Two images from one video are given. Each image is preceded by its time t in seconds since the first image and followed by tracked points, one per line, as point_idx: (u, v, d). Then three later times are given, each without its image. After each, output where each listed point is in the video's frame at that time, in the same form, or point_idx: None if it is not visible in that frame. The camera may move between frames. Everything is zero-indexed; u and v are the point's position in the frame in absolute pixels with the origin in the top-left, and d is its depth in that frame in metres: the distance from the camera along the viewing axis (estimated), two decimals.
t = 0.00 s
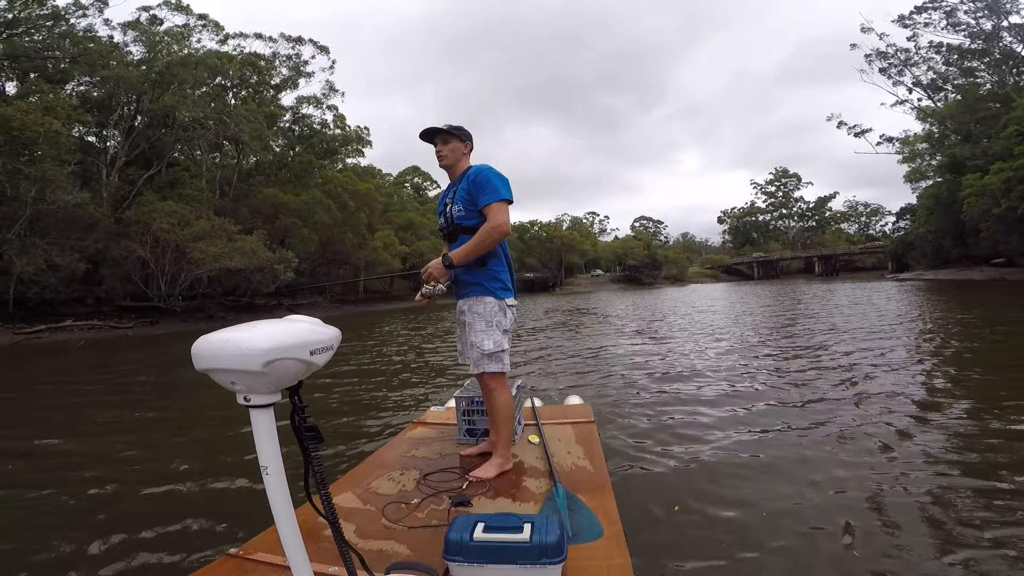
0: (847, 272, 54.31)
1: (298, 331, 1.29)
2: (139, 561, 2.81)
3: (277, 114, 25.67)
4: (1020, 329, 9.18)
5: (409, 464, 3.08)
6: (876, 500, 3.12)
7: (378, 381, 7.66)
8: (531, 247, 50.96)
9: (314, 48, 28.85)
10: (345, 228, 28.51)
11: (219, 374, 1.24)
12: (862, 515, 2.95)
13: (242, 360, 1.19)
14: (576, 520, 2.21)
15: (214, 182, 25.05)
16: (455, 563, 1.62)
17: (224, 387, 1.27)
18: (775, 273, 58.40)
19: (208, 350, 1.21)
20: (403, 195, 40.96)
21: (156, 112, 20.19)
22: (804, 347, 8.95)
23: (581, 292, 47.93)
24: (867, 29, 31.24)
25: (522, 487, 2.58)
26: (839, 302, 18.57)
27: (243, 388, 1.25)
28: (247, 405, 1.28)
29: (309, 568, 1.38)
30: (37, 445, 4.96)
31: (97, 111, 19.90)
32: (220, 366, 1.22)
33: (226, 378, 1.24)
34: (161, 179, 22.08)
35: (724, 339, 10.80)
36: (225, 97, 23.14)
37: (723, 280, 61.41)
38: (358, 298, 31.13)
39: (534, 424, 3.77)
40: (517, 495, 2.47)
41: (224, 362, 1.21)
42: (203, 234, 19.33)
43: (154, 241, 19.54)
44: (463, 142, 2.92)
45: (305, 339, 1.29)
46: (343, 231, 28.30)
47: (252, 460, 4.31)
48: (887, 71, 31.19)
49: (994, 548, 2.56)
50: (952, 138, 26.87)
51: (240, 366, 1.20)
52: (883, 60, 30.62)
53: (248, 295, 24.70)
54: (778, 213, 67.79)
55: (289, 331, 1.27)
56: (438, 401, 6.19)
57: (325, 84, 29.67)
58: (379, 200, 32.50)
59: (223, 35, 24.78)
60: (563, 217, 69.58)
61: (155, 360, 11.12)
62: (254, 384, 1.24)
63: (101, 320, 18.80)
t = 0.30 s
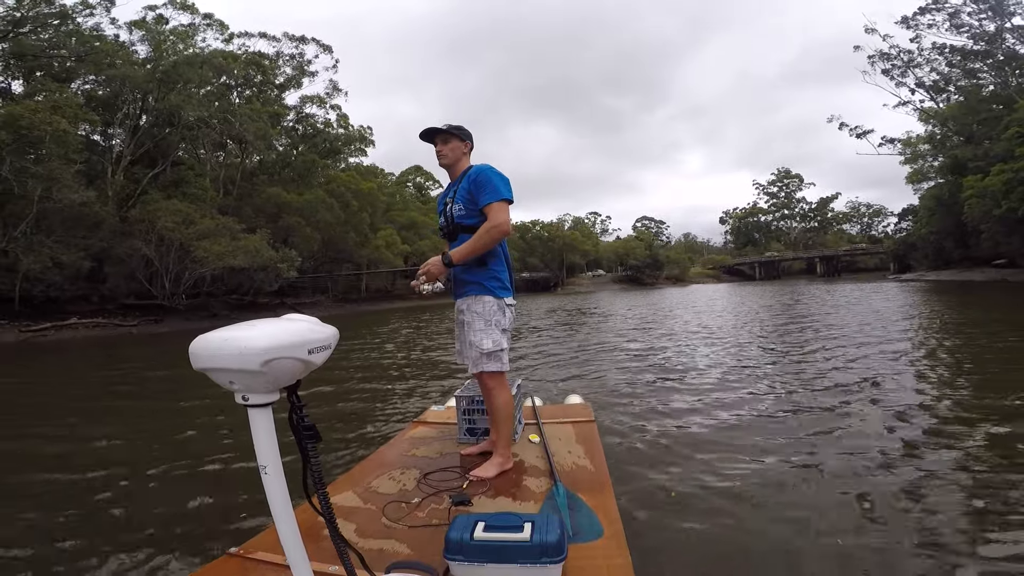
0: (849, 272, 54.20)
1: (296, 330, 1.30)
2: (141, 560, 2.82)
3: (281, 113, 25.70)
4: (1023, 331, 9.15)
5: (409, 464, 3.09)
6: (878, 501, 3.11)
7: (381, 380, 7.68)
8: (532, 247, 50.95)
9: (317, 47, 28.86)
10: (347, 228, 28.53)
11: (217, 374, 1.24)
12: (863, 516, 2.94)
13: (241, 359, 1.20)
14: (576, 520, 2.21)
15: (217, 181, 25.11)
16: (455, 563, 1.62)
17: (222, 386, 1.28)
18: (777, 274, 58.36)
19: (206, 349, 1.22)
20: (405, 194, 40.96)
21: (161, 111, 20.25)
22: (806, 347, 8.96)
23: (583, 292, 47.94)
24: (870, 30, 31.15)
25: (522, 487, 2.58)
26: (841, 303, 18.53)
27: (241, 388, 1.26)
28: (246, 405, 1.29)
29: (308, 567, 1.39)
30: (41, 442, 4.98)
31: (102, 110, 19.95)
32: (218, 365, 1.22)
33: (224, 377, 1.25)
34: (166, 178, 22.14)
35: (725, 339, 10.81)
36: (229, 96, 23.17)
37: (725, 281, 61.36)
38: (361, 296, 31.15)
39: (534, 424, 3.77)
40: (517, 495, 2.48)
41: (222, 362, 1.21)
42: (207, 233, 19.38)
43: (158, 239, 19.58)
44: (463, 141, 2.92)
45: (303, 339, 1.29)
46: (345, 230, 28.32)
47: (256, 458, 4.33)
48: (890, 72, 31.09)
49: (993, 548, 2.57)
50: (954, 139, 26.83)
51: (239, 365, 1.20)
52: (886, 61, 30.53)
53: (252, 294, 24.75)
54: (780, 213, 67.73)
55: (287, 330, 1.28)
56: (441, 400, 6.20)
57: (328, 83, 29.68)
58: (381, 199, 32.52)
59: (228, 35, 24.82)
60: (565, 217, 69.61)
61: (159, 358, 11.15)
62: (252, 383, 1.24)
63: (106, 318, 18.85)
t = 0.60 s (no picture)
0: (850, 272, 54.13)
1: (299, 330, 1.30)
2: (144, 558, 2.82)
3: (284, 113, 25.70)
4: None
5: (409, 464, 3.09)
6: (879, 501, 3.11)
7: (383, 380, 7.69)
8: (533, 246, 50.93)
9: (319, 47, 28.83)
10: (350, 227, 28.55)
11: (220, 373, 1.25)
12: (864, 516, 2.94)
13: (244, 359, 1.20)
14: (577, 520, 2.21)
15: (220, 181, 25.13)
16: (456, 563, 1.63)
17: (226, 385, 1.28)
18: (778, 273, 58.28)
19: (209, 349, 1.22)
20: (407, 194, 40.97)
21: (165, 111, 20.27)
22: (806, 347, 8.98)
23: (584, 292, 47.93)
24: (871, 30, 31.05)
25: (522, 487, 2.59)
26: (844, 303, 18.48)
27: (245, 388, 1.26)
28: (249, 404, 1.30)
29: (310, 567, 1.40)
30: (45, 441, 4.98)
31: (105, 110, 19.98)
32: (221, 365, 1.22)
33: (227, 376, 1.25)
34: (170, 178, 22.17)
35: (726, 338, 10.84)
36: (232, 96, 23.19)
37: (726, 280, 61.34)
38: (363, 296, 31.17)
39: (535, 424, 3.76)
40: (518, 494, 2.48)
41: (226, 361, 1.22)
42: (211, 233, 19.41)
43: (162, 239, 19.60)
44: (461, 141, 2.92)
45: (306, 338, 1.30)
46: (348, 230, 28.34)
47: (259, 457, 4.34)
48: (892, 72, 30.99)
49: (994, 548, 2.57)
50: (955, 139, 26.76)
51: (242, 365, 1.21)
52: (887, 61, 30.43)
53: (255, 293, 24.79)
54: (782, 213, 67.65)
55: (291, 330, 1.29)
56: (443, 399, 6.21)
57: (330, 83, 29.67)
58: (383, 199, 32.53)
59: (230, 35, 24.83)
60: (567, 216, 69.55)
61: (163, 357, 11.16)
62: (256, 383, 1.25)
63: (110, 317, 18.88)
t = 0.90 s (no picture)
0: (852, 276, 54.03)
1: (298, 329, 1.31)
2: (145, 554, 2.84)
3: (289, 111, 25.72)
4: None
5: (409, 463, 3.10)
6: (879, 506, 3.11)
7: (387, 378, 7.69)
8: (536, 246, 50.92)
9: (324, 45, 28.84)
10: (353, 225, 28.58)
11: (220, 372, 1.26)
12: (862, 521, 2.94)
13: (243, 358, 1.21)
14: (577, 520, 2.22)
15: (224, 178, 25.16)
16: (456, 562, 1.63)
17: (225, 384, 1.29)
18: (780, 276, 58.22)
19: (208, 348, 1.23)
20: (410, 193, 40.97)
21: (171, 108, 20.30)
22: (808, 350, 9.00)
23: (586, 292, 47.90)
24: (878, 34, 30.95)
25: (522, 486, 2.59)
26: (846, 307, 18.44)
27: (244, 386, 1.27)
28: (248, 403, 1.30)
29: (309, 565, 1.40)
30: (48, 434, 5.00)
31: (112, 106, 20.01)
32: (219, 364, 1.23)
33: (226, 376, 1.26)
34: (176, 174, 22.23)
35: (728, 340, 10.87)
36: (238, 93, 23.22)
37: (728, 283, 61.27)
38: (365, 293, 31.20)
39: (535, 424, 3.77)
40: (518, 494, 2.48)
41: (225, 360, 1.23)
42: (216, 229, 19.46)
43: (168, 234, 19.62)
44: (462, 140, 2.92)
45: (305, 337, 1.30)
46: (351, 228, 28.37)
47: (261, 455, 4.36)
48: (897, 77, 30.86)
49: (992, 554, 2.57)
50: (960, 144, 26.70)
51: (242, 364, 1.22)
52: (893, 65, 30.32)
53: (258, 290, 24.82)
54: (785, 216, 67.50)
55: (290, 329, 1.29)
56: (445, 398, 6.21)
57: (335, 81, 29.68)
58: (387, 198, 32.54)
59: (236, 32, 24.85)
60: (570, 216, 69.55)
61: (167, 352, 11.20)
62: (255, 382, 1.26)
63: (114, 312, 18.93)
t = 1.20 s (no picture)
0: (853, 272, 53.96)
1: (299, 329, 1.31)
2: (151, 556, 2.85)
3: (288, 114, 25.73)
4: None
5: (410, 463, 3.11)
6: (882, 500, 3.11)
7: (389, 379, 7.70)
8: (536, 246, 50.90)
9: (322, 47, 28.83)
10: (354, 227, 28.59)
11: (221, 373, 1.26)
12: (864, 515, 2.94)
13: (245, 359, 1.22)
14: (577, 520, 2.22)
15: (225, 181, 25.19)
16: (456, 562, 1.64)
17: (226, 385, 1.29)
18: (781, 273, 58.19)
19: (211, 349, 1.24)
20: (410, 194, 40.96)
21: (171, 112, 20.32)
22: (810, 345, 9.01)
23: (587, 291, 47.90)
24: (874, 30, 30.89)
25: (522, 487, 2.60)
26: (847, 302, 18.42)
27: (245, 387, 1.27)
28: (250, 404, 1.31)
29: (310, 566, 1.41)
30: (52, 439, 5.01)
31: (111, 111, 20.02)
32: (221, 365, 1.24)
33: (228, 377, 1.27)
34: (176, 178, 22.25)
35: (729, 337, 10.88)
36: (237, 97, 23.23)
37: (729, 280, 61.24)
38: (366, 294, 31.22)
39: (535, 424, 3.78)
40: (518, 494, 2.49)
41: (227, 361, 1.23)
42: (218, 233, 19.49)
43: (170, 238, 19.65)
44: (460, 143, 2.93)
45: (306, 338, 1.31)
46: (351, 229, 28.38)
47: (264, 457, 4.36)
48: (895, 72, 30.79)
49: (994, 547, 2.57)
50: (958, 139, 26.68)
51: (244, 366, 1.22)
52: (890, 61, 30.23)
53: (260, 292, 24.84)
54: (784, 212, 67.42)
55: (291, 330, 1.30)
56: (447, 398, 6.22)
57: (334, 84, 29.68)
58: (387, 199, 32.55)
59: (234, 36, 24.86)
60: (570, 215, 69.55)
61: (171, 355, 11.23)
62: (257, 383, 1.26)
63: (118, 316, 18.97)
